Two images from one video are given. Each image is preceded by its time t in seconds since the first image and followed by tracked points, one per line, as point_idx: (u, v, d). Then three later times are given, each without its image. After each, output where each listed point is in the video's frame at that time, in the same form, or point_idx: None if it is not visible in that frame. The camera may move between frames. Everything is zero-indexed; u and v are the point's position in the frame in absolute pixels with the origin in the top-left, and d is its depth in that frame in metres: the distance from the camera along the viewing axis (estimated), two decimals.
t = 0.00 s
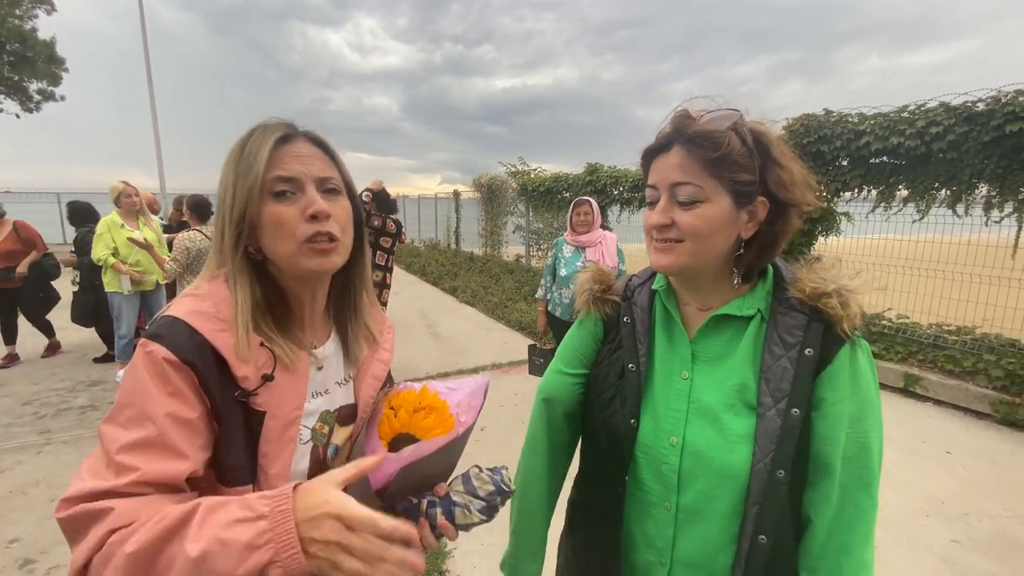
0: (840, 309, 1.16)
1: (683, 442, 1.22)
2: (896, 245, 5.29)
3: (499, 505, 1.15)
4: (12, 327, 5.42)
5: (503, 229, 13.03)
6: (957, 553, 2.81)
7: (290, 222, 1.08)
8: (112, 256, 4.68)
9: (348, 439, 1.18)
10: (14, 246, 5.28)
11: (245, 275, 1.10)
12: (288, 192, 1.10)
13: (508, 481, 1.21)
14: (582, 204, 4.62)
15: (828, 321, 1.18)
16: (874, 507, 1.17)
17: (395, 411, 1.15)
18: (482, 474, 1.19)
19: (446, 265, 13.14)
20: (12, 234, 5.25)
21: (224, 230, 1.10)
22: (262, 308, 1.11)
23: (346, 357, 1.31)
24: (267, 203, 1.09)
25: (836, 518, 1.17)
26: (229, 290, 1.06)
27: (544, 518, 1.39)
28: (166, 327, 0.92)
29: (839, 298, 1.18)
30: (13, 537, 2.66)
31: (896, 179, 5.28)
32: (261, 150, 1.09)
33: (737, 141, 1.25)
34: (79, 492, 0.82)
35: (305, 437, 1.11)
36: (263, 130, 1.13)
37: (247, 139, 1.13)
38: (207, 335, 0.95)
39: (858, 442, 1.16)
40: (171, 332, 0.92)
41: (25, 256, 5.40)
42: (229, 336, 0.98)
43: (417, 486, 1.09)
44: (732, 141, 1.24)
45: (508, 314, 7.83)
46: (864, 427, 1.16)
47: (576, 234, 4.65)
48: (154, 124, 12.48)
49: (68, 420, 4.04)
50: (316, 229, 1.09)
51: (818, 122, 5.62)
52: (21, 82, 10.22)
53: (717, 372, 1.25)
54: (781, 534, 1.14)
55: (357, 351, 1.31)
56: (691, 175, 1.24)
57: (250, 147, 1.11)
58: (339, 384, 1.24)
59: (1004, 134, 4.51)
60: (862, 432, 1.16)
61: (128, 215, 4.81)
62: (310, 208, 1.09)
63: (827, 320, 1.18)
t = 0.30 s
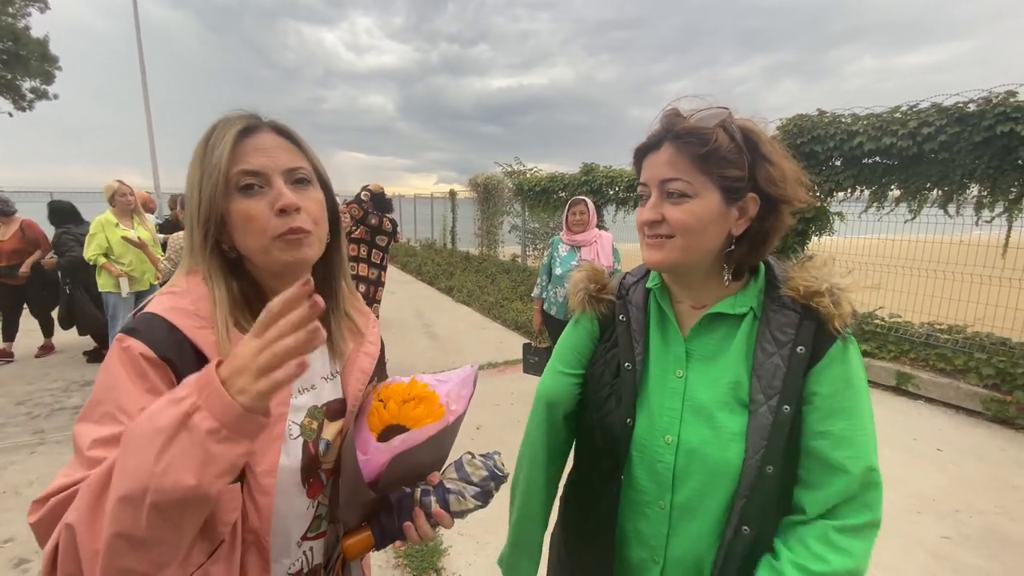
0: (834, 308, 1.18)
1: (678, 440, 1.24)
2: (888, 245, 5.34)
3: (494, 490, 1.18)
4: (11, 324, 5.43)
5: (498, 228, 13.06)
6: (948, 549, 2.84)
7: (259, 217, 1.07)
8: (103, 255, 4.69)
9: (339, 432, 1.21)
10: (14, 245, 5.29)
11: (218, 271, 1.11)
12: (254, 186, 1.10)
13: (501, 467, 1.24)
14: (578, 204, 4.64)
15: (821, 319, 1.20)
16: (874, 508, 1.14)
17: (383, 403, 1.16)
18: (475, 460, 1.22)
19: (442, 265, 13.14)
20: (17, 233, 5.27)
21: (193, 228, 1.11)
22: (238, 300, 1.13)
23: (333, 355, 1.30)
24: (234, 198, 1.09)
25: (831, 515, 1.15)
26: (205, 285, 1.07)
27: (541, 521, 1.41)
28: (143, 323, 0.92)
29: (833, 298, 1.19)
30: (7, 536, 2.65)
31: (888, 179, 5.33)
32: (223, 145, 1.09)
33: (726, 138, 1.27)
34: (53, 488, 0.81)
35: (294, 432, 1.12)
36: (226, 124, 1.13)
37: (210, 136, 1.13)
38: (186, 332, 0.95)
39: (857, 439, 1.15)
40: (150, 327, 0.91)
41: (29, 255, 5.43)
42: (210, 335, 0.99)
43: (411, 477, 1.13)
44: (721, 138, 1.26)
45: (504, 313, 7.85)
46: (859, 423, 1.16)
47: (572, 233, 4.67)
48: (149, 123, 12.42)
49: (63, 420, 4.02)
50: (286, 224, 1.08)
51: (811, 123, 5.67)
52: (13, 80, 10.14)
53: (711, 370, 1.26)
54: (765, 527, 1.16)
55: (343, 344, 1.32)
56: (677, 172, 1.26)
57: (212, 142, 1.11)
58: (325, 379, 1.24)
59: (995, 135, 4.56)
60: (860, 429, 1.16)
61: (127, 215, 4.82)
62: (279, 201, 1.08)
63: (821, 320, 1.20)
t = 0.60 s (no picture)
0: (823, 313, 1.17)
1: (673, 438, 1.23)
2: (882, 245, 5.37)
3: (493, 490, 1.18)
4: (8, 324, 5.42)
5: (494, 228, 13.05)
6: (943, 548, 2.86)
7: (240, 213, 1.07)
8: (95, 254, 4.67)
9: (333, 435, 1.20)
10: (10, 245, 5.26)
11: (203, 275, 1.09)
12: (231, 182, 1.09)
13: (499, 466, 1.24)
14: (578, 203, 4.64)
15: (810, 323, 1.19)
16: (820, 504, 1.11)
17: (378, 404, 1.16)
18: (474, 459, 1.21)
19: (437, 265, 13.12)
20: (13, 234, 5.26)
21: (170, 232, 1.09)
22: (223, 300, 1.11)
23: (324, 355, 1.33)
24: (211, 197, 1.08)
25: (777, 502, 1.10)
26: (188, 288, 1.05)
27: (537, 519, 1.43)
28: (124, 329, 0.89)
29: (821, 301, 1.18)
30: None
31: (882, 180, 5.36)
32: (194, 141, 1.06)
33: (730, 137, 1.27)
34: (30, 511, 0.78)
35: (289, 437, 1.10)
36: (193, 120, 1.10)
37: (178, 131, 1.10)
38: (171, 336, 0.93)
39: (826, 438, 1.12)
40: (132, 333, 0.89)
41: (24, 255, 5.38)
42: (198, 338, 0.97)
43: (410, 480, 1.13)
44: (726, 137, 1.27)
45: (500, 313, 7.84)
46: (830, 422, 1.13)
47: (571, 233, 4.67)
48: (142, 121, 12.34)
49: (55, 421, 3.99)
50: (269, 216, 1.09)
51: (806, 123, 5.69)
52: (5, 78, 10.05)
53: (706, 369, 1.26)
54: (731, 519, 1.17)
55: (334, 342, 1.34)
56: (680, 166, 1.26)
57: (180, 138, 1.09)
58: (316, 382, 1.26)
59: (988, 136, 4.58)
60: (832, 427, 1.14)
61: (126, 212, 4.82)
62: (258, 196, 1.08)
63: (811, 322, 1.19)
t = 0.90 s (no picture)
0: (814, 315, 1.16)
1: (662, 439, 1.22)
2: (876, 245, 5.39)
3: (484, 498, 1.16)
4: None
5: (490, 228, 13.02)
6: (938, 547, 2.87)
7: (207, 215, 1.04)
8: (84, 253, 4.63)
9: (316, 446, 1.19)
10: None
11: (169, 284, 1.09)
12: (199, 182, 1.06)
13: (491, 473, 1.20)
14: (578, 202, 4.62)
15: (804, 324, 1.18)
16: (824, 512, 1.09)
17: (362, 414, 1.16)
18: (463, 468, 1.18)
19: (433, 265, 13.08)
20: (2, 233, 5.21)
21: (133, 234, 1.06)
22: (191, 308, 1.11)
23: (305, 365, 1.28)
24: (177, 197, 1.05)
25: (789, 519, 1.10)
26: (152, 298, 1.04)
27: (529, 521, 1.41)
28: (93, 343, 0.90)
29: (814, 304, 1.17)
30: None
31: (876, 180, 5.38)
32: (158, 140, 1.04)
33: (728, 138, 1.26)
34: None
35: (265, 452, 1.08)
36: (158, 117, 1.07)
37: (142, 130, 1.07)
38: (142, 350, 0.94)
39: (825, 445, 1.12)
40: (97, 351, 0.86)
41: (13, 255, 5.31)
42: (162, 348, 0.97)
43: (395, 491, 1.12)
44: (723, 137, 1.26)
45: (496, 313, 7.82)
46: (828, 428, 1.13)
47: (570, 232, 4.66)
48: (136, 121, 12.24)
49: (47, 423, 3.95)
50: (240, 218, 1.06)
51: (801, 123, 5.71)
52: None
53: (696, 371, 1.25)
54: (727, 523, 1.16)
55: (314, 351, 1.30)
56: (677, 164, 1.25)
57: (142, 137, 1.06)
58: (296, 393, 1.22)
59: (981, 136, 4.60)
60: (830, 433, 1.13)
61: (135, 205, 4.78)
62: (227, 197, 1.05)
63: (804, 326, 1.18)
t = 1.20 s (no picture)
0: (809, 313, 1.16)
1: (659, 440, 1.21)
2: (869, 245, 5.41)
3: (466, 519, 1.12)
4: None
5: (486, 228, 13.02)
6: (933, 547, 2.87)
7: (158, 211, 1.03)
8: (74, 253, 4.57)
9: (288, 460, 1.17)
10: None
11: (126, 284, 1.06)
12: (153, 178, 1.06)
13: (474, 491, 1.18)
14: (578, 201, 4.59)
15: (799, 323, 1.18)
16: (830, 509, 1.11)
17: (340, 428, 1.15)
18: (445, 485, 1.16)
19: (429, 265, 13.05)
20: None
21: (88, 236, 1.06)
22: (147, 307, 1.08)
23: (277, 373, 1.31)
24: (129, 193, 1.04)
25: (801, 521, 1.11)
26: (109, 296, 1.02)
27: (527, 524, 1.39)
28: (33, 345, 0.83)
29: (809, 302, 1.16)
30: None
31: (870, 180, 5.40)
32: (108, 135, 1.04)
33: (719, 139, 1.26)
34: None
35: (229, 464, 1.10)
36: (110, 115, 1.07)
37: (94, 129, 1.06)
38: (90, 353, 0.89)
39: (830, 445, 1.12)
40: (41, 351, 0.83)
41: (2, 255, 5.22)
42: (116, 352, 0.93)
43: (370, 509, 1.07)
44: (714, 137, 1.25)
45: (492, 313, 7.81)
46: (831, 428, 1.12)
47: (570, 231, 4.66)
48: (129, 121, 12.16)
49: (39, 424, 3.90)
50: (192, 212, 1.05)
51: (795, 124, 5.73)
52: None
53: (691, 371, 1.24)
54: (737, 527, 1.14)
55: (286, 357, 1.32)
56: (672, 164, 1.24)
57: (95, 134, 1.06)
58: (266, 402, 1.24)
59: (975, 137, 4.63)
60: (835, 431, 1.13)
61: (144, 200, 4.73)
62: (181, 192, 1.04)
63: (799, 324, 1.17)
